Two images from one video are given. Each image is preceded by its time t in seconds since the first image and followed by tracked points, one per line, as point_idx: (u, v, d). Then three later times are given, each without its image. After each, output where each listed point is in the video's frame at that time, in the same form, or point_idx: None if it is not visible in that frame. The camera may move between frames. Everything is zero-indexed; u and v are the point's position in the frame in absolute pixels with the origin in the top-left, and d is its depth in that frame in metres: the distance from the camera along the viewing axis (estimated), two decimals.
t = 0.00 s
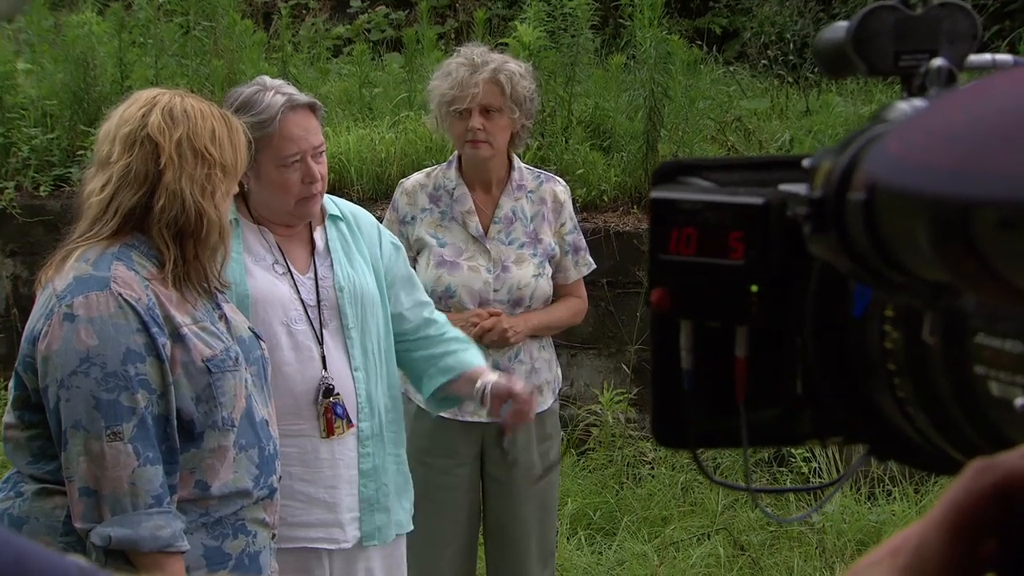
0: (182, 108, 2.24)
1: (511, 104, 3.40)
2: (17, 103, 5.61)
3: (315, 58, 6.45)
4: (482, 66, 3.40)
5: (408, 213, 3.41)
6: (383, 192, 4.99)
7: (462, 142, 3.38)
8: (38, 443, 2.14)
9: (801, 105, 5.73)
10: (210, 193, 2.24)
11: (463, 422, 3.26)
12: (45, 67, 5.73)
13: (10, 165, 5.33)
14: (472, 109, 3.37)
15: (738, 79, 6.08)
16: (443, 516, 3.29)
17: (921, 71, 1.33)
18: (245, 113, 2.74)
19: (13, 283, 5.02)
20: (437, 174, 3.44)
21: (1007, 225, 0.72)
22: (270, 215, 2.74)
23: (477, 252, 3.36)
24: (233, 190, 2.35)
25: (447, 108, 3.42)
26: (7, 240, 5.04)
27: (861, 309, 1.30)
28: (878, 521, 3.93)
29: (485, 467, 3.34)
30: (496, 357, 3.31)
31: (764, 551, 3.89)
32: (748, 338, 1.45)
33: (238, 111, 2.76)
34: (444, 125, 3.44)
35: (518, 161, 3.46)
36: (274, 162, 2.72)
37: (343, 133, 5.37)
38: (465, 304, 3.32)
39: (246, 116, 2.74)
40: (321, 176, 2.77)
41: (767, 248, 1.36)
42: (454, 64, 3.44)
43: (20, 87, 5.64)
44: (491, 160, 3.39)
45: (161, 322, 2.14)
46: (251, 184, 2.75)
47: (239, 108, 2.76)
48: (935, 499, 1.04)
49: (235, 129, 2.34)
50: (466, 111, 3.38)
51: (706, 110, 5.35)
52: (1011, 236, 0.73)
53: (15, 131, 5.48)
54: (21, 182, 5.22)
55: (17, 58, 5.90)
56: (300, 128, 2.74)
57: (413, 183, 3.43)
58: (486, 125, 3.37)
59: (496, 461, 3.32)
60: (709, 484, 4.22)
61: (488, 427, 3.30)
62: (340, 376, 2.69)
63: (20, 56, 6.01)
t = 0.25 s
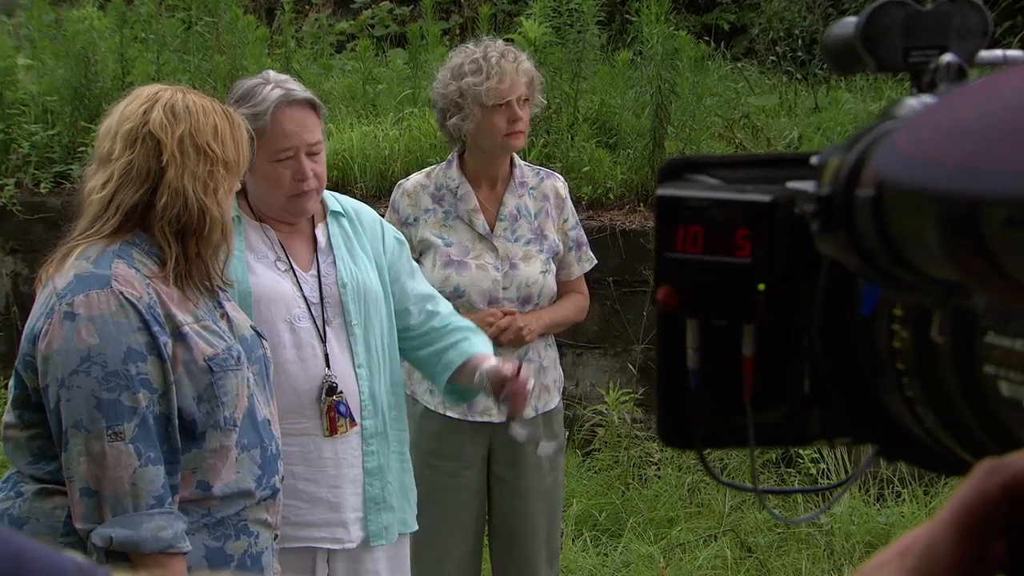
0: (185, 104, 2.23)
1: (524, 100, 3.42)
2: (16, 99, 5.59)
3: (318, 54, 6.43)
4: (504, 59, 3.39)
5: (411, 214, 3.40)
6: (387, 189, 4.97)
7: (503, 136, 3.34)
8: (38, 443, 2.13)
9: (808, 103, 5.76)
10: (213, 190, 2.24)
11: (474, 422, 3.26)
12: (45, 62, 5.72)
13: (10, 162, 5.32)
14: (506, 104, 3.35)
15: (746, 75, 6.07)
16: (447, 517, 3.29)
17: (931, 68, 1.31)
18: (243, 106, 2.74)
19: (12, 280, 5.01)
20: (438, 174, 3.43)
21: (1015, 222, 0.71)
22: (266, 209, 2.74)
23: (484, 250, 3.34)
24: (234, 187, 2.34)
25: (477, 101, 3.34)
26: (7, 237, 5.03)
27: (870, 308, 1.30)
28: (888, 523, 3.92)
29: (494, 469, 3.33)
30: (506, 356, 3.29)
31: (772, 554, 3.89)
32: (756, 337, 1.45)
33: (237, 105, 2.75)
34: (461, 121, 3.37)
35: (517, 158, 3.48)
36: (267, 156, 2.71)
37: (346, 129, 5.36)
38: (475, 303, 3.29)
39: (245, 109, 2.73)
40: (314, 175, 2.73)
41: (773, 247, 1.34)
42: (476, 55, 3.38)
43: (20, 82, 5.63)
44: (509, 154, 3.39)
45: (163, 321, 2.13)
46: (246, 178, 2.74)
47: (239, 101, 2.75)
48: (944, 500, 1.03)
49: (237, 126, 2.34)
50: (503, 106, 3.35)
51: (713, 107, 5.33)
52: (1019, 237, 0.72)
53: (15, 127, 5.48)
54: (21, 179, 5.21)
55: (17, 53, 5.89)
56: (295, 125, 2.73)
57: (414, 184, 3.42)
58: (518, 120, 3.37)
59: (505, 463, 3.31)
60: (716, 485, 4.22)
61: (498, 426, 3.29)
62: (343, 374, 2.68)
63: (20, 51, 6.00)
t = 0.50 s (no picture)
0: (175, 103, 2.23)
1: (529, 100, 3.42)
2: (22, 102, 5.59)
3: (325, 56, 6.43)
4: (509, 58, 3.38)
5: (417, 219, 3.35)
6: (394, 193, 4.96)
7: (508, 134, 3.32)
8: (43, 448, 2.12)
9: (821, 105, 5.75)
10: (196, 189, 2.21)
11: (488, 425, 3.26)
12: (50, 64, 5.72)
13: (15, 164, 5.32)
14: (512, 101, 3.34)
15: (757, 78, 6.05)
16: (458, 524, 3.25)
17: (944, 71, 1.30)
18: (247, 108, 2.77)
19: (17, 284, 5.01)
20: (442, 177, 3.39)
21: None
22: (262, 210, 2.75)
23: (493, 254, 3.31)
24: (233, 188, 2.32)
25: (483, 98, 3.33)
26: (11, 240, 5.02)
27: (883, 313, 1.28)
28: (901, 532, 3.90)
29: (503, 476, 3.32)
30: (517, 359, 3.28)
31: (784, 562, 3.86)
32: (768, 343, 1.42)
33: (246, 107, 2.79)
34: (465, 119, 3.36)
35: (519, 160, 3.48)
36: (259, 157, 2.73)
37: (353, 133, 5.35)
38: (487, 307, 3.27)
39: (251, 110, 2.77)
40: (292, 180, 2.70)
41: (784, 250, 1.33)
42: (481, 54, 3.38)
43: (24, 84, 5.63)
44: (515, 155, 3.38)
45: (168, 324, 2.12)
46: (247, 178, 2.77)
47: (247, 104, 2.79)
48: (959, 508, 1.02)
49: (235, 125, 2.31)
50: (507, 103, 3.34)
51: (724, 110, 5.32)
52: None
53: (20, 129, 5.47)
54: (25, 182, 5.21)
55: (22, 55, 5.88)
56: (288, 127, 2.73)
57: (419, 188, 3.37)
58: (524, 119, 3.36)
59: (514, 468, 3.30)
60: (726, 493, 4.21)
61: (513, 432, 3.28)
62: (350, 381, 2.67)
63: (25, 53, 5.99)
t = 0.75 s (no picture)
0: (175, 103, 2.23)
1: (531, 99, 3.41)
2: (24, 101, 5.56)
3: (330, 55, 6.42)
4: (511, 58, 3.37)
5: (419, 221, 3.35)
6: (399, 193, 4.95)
7: (511, 135, 3.32)
8: (47, 451, 2.12)
9: (832, 104, 5.73)
10: (187, 187, 2.20)
11: (490, 429, 3.24)
12: (53, 63, 5.71)
13: (18, 164, 5.31)
14: (515, 102, 3.34)
15: (767, 77, 6.03)
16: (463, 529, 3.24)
17: (954, 70, 1.29)
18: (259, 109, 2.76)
19: (20, 285, 5.00)
20: (444, 178, 3.39)
21: None
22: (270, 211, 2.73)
23: (494, 255, 3.31)
24: (229, 186, 2.30)
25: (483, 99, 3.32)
26: (13, 241, 5.01)
27: (892, 314, 1.28)
28: (912, 536, 3.88)
29: (507, 480, 3.31)
30: (520, 361, 3.27)
31: (793, 566, 3.85)
32: (776, 345, 1.42)
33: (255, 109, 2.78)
34: (468, 120, 3.34)
35: (522, 160, 3.46)
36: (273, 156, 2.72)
37: (359, 132, 5.34)
38: (488, 309, 3.26)
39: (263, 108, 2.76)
40: (303, 180, 2.69)
41: (792, 252, 1.32)
42: (483, 54, 3.35)
43: (27, 83, 5.61)
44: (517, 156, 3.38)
45: (171, 326, 2.11)
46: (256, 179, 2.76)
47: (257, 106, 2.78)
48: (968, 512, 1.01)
49: (232, 122, 2.30)
50: (508, 104, 3.32)
51: (734, 109, 5.30)
52: None
53: (23, 128, 5.46)
54: (29, 182, 5.20)
55: (25, 54, 5.87)
56: (299, 128, 2.72)
57: (421, 190, 3.37)
58: (526, 120, 3.36)
59: (518, 473, 3.29)
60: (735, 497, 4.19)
61: (515, 434, 3.27)
62: (357, 385, 2.66)
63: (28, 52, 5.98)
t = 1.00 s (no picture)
0: (197, 105, 2.20)
1: (539, 101, 3.38)
2: (28, 100, 5.56)
3: (337, 54, 6.42)
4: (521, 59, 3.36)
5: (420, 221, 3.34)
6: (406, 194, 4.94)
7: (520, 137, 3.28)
8: (53, 455, 2.11)
9: (844, 105, 5.71)
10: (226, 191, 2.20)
11: (497, 434, 3.23)
12: (57, 62, 5.70)
13: (22, 165, 5.30)
14: (523, 104, 3.32)
15: (779, 77, 6.03)
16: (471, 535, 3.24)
17: (968, 71, 1.27)
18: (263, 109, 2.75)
19: (22, 286, 4.99)
20: (448, 178, 3.37)
21: None
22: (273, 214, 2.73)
23: (498, 258, 3.29)
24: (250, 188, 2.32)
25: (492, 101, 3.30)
26: (16, 242, 5.00)
27: (905, 317, 1.27)
28: (926, 543, 3.87)
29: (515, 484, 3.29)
30: (526, 365, 3.25)
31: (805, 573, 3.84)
32: (787, 349, 1.40)
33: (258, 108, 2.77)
34: (475, 121, 3.31)
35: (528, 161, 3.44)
36: (278, 157, 2.71)
37: (366, 133, 5.33)
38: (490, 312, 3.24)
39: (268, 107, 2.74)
40: (304, 181, 2.68)
41: (803, 253, 1.31)
42: (493, 55, 3.35)
43: (31, 82, 5.60)
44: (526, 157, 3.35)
45: (179, 330, 2.10)
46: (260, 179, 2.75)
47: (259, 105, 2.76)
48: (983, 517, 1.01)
49: (252, 127, 2.30)
50: (517, 105, 3.30)
51: (745, 110, 5.28)
52: None
53: (26, 128, 5.45)
54: (32, 182, 5.20)
55: (28, 53, 5.86)
56: (303, 128, 2.71)
57: (423, 189, 3.36)
58: (535, 121, 3.34)
59: (526, 476, 3.28)
60: (744, 502, 4.19)
61: (522, 439, 3.26)
62: (358, 390, 2.66)
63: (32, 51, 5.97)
